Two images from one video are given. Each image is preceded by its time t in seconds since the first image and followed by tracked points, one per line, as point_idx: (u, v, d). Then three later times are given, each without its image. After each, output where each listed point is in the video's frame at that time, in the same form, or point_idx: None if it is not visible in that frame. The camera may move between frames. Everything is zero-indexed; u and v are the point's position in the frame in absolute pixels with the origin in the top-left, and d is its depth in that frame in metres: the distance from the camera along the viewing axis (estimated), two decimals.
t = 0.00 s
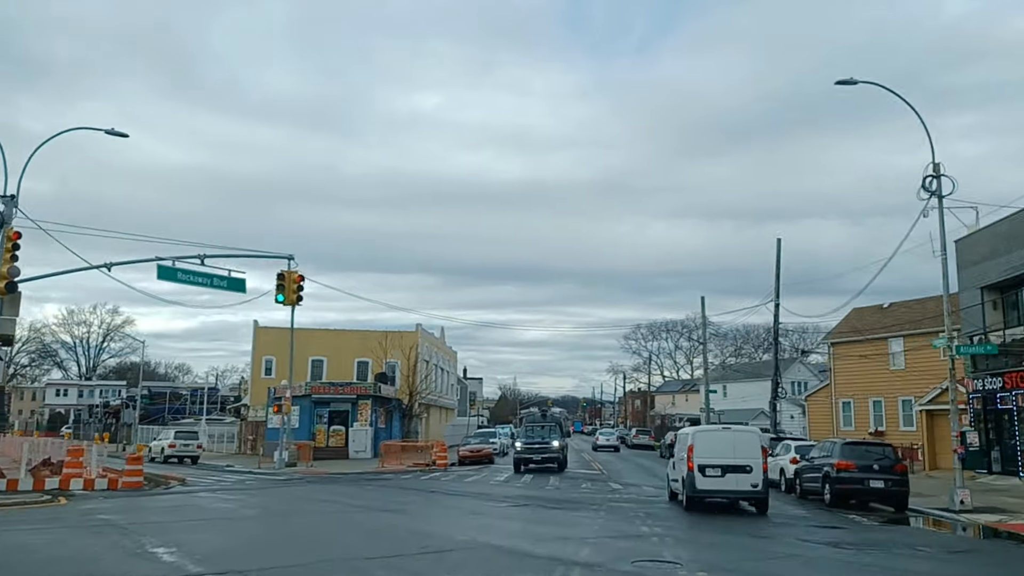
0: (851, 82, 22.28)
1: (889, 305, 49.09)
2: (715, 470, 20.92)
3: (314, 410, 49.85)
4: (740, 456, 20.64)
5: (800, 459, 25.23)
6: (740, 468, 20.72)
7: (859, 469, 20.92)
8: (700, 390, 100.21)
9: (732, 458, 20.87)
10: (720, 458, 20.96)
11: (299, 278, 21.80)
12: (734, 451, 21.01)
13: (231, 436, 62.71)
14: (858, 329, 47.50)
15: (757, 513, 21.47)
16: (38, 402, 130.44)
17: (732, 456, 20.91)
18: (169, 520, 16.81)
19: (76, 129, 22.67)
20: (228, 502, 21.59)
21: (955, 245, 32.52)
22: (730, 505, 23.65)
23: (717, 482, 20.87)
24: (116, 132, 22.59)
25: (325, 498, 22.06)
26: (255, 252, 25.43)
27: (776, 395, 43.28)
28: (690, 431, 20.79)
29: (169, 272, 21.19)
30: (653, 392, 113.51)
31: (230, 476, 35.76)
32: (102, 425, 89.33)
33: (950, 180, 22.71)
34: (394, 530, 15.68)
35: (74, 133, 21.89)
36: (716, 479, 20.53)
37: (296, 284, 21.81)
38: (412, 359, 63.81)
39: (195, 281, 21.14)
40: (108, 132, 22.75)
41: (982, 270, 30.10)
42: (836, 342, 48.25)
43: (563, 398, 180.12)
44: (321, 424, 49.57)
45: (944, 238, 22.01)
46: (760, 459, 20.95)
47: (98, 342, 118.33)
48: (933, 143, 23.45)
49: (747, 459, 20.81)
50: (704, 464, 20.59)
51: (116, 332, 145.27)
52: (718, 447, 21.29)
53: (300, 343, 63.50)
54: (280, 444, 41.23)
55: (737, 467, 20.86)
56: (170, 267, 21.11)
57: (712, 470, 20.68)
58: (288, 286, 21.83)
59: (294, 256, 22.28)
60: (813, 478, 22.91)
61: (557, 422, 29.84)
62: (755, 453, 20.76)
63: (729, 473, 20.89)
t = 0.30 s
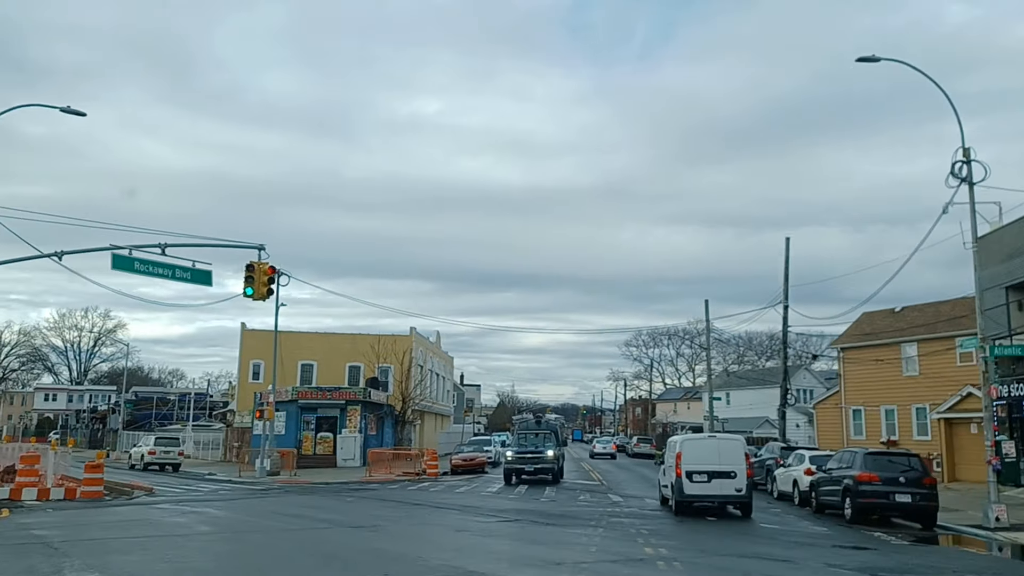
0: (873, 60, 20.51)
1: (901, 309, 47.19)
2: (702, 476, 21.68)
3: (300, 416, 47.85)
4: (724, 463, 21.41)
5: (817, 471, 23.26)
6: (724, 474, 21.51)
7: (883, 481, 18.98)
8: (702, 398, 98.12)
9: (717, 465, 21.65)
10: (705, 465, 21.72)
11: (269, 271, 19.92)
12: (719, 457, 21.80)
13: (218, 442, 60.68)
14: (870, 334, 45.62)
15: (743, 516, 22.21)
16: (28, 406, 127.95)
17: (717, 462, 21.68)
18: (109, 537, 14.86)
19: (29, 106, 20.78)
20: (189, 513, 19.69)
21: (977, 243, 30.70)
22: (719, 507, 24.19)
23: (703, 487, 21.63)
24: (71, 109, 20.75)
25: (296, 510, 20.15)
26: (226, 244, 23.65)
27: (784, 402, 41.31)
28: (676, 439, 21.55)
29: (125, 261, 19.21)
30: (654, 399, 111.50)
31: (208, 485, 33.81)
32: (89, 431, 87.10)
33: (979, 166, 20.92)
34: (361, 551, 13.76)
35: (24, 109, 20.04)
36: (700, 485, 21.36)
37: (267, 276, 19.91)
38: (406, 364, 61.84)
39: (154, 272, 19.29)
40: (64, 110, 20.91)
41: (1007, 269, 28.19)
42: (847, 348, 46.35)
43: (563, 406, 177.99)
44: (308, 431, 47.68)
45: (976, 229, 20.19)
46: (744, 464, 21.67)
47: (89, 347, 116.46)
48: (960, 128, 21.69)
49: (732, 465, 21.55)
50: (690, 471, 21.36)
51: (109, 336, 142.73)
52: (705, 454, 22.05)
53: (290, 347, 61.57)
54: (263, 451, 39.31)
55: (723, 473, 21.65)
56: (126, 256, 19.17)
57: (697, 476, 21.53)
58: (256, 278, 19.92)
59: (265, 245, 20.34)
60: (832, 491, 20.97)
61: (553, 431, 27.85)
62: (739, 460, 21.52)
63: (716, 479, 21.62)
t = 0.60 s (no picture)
0: (890, 31, 18.88)
1: (907, 308, 45.58)
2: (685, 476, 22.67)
3: (285, 418, 46.11)
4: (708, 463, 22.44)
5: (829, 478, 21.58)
6: (706, 475, 22.55)
7: (903, 489, 17.34)
8: (700, 401, 96.45)
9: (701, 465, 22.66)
10: (689, 466, 22.70)
11: (234, 258, 18.27)
12: (702, 459, 22.78)
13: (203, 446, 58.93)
14: (875, 335, 44.01)
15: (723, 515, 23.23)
16: (17, 409, 125.74)
17: (700, 463, 22.71)
18: (40, 551, 13.17)
19: None
20: (144, 522, 18.01)
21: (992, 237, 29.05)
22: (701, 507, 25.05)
23: (687, 486, 22.62)
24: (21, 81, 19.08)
25: (262, 519, 18.45)
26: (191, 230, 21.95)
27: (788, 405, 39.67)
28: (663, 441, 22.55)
29: (74, 246, 17.52)
30: (651, 403, 109.85)
31: (184, 490, 32.09)
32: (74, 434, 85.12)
33: (1004, 146, 19.26)
34: (321, 569, 12.11)
35: None
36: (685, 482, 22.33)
37: (231, 264, 18.25)
38: (397, 366, 60.11)
39: (106, 258, 17.65)
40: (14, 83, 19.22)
41: None
42: (851, 348, 44.72)
43: (559, 410, 176.16)
44: (293, 434, 45.98)
45: (1002, 215, 18.51)
46: (725, 466, 22.63)
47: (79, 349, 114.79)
48: (985, 107, 20.03)
49: (714, 467, 22.55)
50: (674, 472, 22.34)
51: (100, 337, 140.47)
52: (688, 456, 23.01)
53: (278, 348, 59.88)
54: (243, 455, 37.60)
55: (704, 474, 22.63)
56: (75, 240, 17.48)
57: (680, 476, 22.54)
58: (219, 267, 18.28)
59: (229, 230, 18.68)
60: (844, 500, 19.33)
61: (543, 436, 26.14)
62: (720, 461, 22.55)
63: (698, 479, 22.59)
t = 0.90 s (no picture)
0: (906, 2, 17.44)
1: (912, 308, 44.16)
2: (668, 478, 23.62)
3: (270, 422, 44.60)
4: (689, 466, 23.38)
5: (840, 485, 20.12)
6: (688, 476, 23.47)
7: (922, 496, 15.91)
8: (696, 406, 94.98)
9: (682, 468, 23.58)
10: (672, 468, 23.65)
11: (194, 248, 16.86)
12: (684, 461, 23.72)
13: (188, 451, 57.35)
14: (879, 337, 42.59)
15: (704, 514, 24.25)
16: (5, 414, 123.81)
17: (682, 465, 23.66)
18: None
19: None
20: (96, 533, 16.55)
21: (1006, 231, 27.66)
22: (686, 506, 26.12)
23: (670, 487, 23.55)
24: None
25: (226, 530, 17.00)
26: (154, 219, 20.52)
27: (790, 408, 38.26)
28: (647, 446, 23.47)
29: (19, 233, 16.09)
30: (647, 407, 108.43)
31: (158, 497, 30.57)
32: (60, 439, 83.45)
33: None
34: None
35: None
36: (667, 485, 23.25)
37: (191, 254, 16.84)
38: (387, 369, 58.55)
39: (52, 247, 16.25)
40: None
41: None
42: (854, 350, 43.31)
43: (555, 415, 174.62)
44: (278, 439, 44.49)
45: None
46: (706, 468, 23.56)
47: (69, 353, 113.24)
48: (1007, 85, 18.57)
49: (696, 469, 23.49)
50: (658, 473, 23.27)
51: (89, 341, 138.72)
52: (671, 459, 23.97)
53: (266, 350, 58.37)
54: (223, 460, 36.05)
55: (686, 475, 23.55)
56: (19, 227, 16.04)
57: (664, 478, 23.45)
58: (177, 257, 16.90)
59: (190, 217, 17.26)
60: (858, 509, 17.87)
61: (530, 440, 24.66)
62: (701, 464, 23.45)
63: (680, 480, 23.52)
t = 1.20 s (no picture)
0: None
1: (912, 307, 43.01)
2: (648, 477, 25.95)
3: (252, 426, 43.21)
4: (668, 466, 25.54)
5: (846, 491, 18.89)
6: (667, 476, 25.82)
7: (936, 503, 14.72)
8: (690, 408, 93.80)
9: (662, 468, 25.96)
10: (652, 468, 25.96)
11: (150, 236, 15.52)
12: (663, 462, 26.00)
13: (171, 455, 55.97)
14: (878, 336, 41.38)
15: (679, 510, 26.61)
16: None
17: (662, 466, 25.90)
18: None
19: None
20: (38, 544, 15.23)
21: (1014, 223, 26.53)
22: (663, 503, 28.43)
23: (649, 485, 25.82)
24: None
25: (183, 541, 15.72)
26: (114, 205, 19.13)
27: (788, 409, 37.03)
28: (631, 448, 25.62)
29: None
30: (641, 410, 107.26)
31: (129, 504, 29.20)
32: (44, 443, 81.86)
33: None
34: None
35: None
36: (646, 483, 25.65)
37: (146, 243, 15.50)
38: (376, 372, 57.10)
39: None
40: None
41: None
42: (852, 350, 42.10)
43: (549, 419, 173.25)
44: (260, 443, 43.12)
45: None
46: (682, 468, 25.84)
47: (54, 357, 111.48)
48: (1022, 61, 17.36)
49: (673, 468, 25.77)
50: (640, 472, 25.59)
51: (77, 345, 136.85)
52: (652, 459, 26.33)
53: (251, 352, 56.90)
54: (200, 466, 34.58)
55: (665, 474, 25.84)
56: None
57: (645, 477, 25.75)
58: (132, 246, 15.56)
59: (146, 203, 15.91)
60: (866, 516, 16.66)
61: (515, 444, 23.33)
62: (678, 465, 25.84)
63: (659, 479, 25.78)
